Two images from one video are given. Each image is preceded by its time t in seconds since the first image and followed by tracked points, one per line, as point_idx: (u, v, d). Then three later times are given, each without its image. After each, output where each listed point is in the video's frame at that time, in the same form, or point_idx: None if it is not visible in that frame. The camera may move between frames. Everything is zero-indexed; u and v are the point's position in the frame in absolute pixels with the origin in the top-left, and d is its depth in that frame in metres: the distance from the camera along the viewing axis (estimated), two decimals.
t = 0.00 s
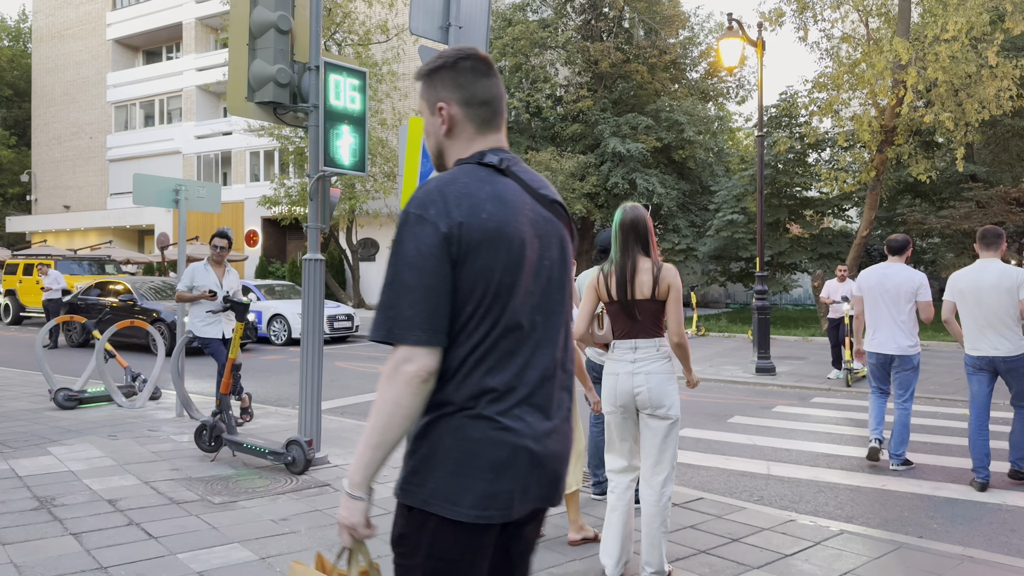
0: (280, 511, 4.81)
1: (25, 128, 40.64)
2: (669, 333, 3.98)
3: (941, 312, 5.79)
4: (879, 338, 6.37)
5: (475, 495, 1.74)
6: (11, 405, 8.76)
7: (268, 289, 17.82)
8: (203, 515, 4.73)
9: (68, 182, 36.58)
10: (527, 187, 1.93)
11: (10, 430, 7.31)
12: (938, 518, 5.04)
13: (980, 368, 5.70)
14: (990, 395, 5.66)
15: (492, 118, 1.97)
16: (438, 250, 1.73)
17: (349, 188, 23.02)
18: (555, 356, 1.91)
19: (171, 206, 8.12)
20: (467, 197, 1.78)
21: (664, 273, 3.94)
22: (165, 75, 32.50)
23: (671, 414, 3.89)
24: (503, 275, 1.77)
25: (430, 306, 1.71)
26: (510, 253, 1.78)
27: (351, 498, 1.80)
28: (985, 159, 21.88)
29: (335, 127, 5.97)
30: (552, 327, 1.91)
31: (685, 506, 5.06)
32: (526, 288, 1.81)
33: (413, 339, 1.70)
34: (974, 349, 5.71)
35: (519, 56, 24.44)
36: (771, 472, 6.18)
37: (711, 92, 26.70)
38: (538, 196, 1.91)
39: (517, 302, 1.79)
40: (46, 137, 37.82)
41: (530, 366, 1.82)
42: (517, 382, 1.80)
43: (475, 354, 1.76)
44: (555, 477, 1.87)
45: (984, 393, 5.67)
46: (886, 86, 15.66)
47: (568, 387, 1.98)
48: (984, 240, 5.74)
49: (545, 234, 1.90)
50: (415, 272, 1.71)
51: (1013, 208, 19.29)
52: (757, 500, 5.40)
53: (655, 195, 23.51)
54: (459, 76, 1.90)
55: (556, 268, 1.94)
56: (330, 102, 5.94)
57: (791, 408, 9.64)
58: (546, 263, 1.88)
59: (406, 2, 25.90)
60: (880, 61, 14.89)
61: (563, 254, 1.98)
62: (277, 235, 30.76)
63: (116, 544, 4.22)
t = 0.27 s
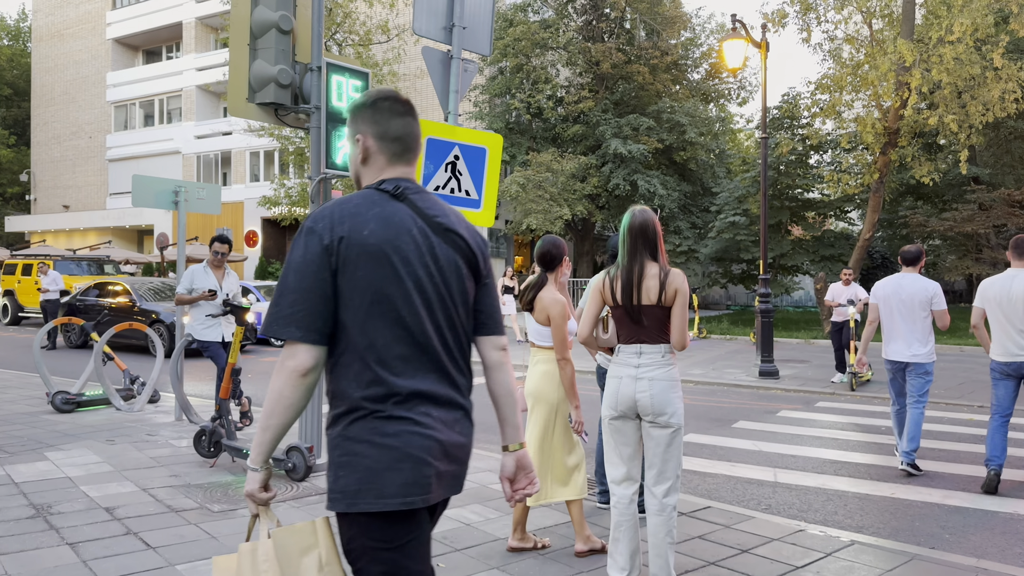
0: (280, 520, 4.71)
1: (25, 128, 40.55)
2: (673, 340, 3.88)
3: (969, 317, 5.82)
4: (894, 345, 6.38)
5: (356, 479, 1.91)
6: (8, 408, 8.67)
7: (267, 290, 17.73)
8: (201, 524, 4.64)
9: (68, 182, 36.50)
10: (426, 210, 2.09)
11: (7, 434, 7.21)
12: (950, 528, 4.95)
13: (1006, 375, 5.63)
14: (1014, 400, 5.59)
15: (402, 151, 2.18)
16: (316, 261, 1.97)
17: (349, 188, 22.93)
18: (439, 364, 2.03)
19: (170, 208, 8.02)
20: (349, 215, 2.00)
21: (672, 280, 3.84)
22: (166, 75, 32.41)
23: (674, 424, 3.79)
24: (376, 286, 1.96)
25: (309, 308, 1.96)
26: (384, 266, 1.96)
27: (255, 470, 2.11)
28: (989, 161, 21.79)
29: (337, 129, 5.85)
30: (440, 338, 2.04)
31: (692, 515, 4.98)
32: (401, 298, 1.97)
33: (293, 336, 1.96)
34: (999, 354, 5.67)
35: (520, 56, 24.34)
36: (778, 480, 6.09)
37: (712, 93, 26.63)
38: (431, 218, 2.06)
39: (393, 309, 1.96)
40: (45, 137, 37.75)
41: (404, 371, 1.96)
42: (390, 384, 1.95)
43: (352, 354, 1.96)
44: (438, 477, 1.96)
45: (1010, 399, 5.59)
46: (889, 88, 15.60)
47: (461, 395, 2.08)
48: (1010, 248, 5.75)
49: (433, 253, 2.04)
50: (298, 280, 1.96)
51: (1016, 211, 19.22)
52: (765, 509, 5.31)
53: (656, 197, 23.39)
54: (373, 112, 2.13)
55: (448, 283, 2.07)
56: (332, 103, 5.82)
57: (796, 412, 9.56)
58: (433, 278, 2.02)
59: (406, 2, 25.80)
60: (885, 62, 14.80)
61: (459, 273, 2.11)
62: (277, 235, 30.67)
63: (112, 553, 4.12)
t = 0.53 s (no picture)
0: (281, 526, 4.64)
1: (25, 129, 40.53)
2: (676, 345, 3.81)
3: (997, 313, 6.10)
4: (903, 342, 6.55)
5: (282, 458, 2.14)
6: (7, 410, 8.60)
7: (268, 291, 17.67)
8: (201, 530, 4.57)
9: (68, 183, 36.47)
10: (353, 213, 2.36)
11: (5, 438, 7.14)
12: (962, 534, 4.88)
13: None
14: None
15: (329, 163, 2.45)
16: (257, 255, 2.16)
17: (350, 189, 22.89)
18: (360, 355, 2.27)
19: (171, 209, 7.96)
20: (284, 217, 2.21)
21: (676, 282, 3.78)
22: (166, 76, 32.37)
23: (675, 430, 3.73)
24: (307, 281, 2.17)
25: (246, 299, 2.14)
26: (315, 263, 2.18)
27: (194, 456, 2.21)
28: (990, 162, 21.72)
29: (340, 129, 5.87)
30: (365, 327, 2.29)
31: (700, 520, 4.92)
32: (328, 294, 2.19)
33: (231, 324, 2.13)
34: None
35: (520, 57, 24.30)
36: (786, 484, 6.03)
37: (713, 94, 26.59)
38: (358, 223, 2.31)
39: (323, 303, 2.18)
40: (45, 138, 37.72)
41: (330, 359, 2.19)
42: (319, 369, 2.17)
43: (283, 343, 2.17)
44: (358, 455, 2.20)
45: None
46: (891, 89, 15.56)
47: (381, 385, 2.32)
48: None
49: (359, 253, 2.29)
50: (235, 273, 2.14)
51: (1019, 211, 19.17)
52: (773, 514, 5.24)
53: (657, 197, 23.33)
54: (306, 129, 2.42)
55: (370, 283, 2.32)
56: (335, 103, 5.84)
57: (801, 414, 9.50)
58: (358, 277, 2.27)
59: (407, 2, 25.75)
60: (887, 63, 14.75)
61: (380, 274, 2.36)
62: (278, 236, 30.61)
63: (112, 561, 4.06)
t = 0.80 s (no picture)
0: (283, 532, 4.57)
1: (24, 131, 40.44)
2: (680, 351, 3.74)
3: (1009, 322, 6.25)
4: (916, 346, 6.73)
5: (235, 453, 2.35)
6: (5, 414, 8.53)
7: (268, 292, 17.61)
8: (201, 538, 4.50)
9: (67, 185, 36.37)
10: (294, 230, 2.55)
11: (3, 443, 7.06)
12: (974, 540, 4.80)
13: None
14: None
15: (264, 179, 2.61)
16: (206, 276, 2.33)
17: (349, 191, 22.82)
18: (307, 358, 2.50)
19: (170, 211, 7.89)
20: (231, 237, 2.39)
21: (682, 286, 3.71)
22: (165, 78, 32.31)
23: (679, 435, 3.66)
24: (254, 294, 2.38)
25: (200, 314, 2.32)
26: (263, 278, 2.38)
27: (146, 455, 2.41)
28: (992, 163, 21.69)
29: (341, 130, 5.78)
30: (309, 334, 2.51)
31: (706, 527, 4.85)
32: (275, 306, 2.40)
33: (183, 337, 2.31)
34: None
35: (521, 59, 24.26)
36: (792, 489, 5.96)
37: (713, 96, 26.54)
38: (298, 238, 2.51)
39: (267, 318, 2.39)
40: (44, 139, 37.63)
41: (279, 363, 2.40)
42: (267, 376, 2.39)
43: (234, 352, 2.37)
44: (314, 446, 2.44)
45: None
46: (893, 90, 15.50)
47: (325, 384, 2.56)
48: None
49: (303, 265, 2.49)
50: (187, 290, 2.32)
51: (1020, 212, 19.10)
52: (780, 520, 5.17)
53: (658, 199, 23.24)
54: (239, 149, 2.56)
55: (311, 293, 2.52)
56: (335, 104, 5.75)
57: (804, 418, 9.42)
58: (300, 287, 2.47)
59: (407, 4, 25.71)
60: (889, 64, 14.71)
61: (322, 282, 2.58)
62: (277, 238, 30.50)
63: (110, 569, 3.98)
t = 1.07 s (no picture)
0: (285, 535, 4.50)
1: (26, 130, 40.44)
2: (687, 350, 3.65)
3: None
4: (937, 342, 7.07)
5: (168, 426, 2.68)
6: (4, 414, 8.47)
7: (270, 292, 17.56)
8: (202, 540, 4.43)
9: (68, 185, 36.34)
10: (219, 227, 2.88)
11: (1, 443, 6.99)
12: (986, 543, 4.73)
13: None
14: None
15: (190, 180, 2.93)
16: (136, 270, 2.65)
17: (351, 190, 22.76)
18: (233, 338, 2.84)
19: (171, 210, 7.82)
20: (158, 236, 2.71)
21: (690, 286, 3.62)
22: (166, 77, 32.26)
23: (687, 437, 3.58)
24: (182, 285, 2.71)
25: (132, 304, 2.64)
26: (189, 271, 2.72)
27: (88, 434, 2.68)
28: (995, 163, 21.60)
29: (343, 127, 5.71)
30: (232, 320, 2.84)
31: (715, 529, 4.78)
32: (201, 295, 2.74)
33: (117, 326, 2.62)
34: None
35: (522, 58, 24.16)
36: (800, 490, 5.89)
37: (716, 95, 26.46)
38: (223, 232, 2.85)
39: (193, 305, 2.73)
40: (46, 139, 37.61)
41: (207, 345, 2.75)
42: (194, 357, 2.73)
43: (164, 336, 2.70)
44: (235, 417, 2.81)
45: None
46: (898, 89, 15.42)
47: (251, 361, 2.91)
48: None
49: (227, 257, 2.84)
50: (118, 284, 2.64)
51: None
52: (789, 522, 5.10)
53: (660, 199, 23.16)
54: (170, 155, 2.86)
55: (233, 283, 2.86)
56: (338, 101, 5.69)
57: (810, 418, 9.36)
58: (224, 278, 2.81)
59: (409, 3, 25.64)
60: (894, 62, 14.63)
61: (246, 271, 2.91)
62: (279, 237, 30.45)
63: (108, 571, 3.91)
